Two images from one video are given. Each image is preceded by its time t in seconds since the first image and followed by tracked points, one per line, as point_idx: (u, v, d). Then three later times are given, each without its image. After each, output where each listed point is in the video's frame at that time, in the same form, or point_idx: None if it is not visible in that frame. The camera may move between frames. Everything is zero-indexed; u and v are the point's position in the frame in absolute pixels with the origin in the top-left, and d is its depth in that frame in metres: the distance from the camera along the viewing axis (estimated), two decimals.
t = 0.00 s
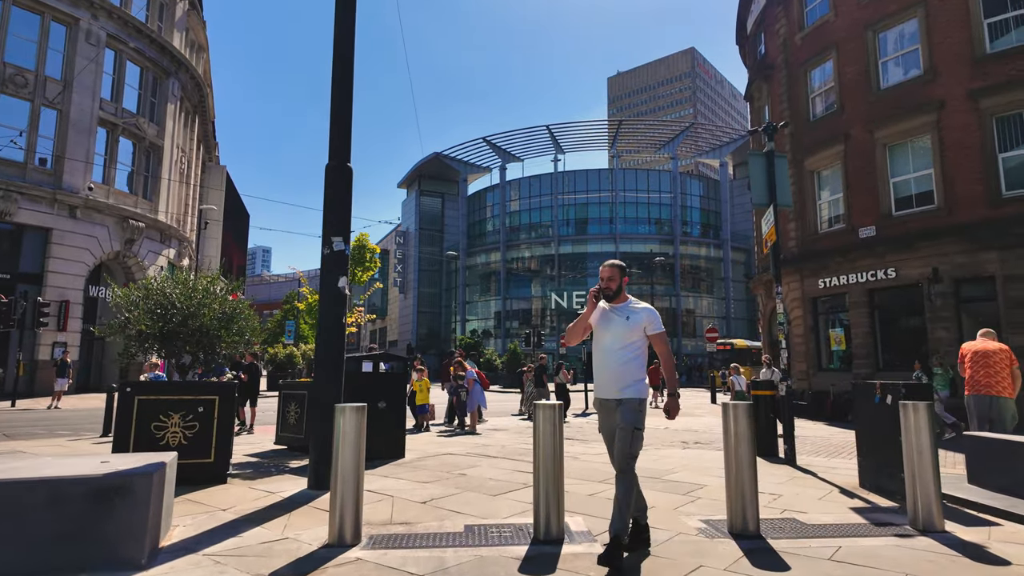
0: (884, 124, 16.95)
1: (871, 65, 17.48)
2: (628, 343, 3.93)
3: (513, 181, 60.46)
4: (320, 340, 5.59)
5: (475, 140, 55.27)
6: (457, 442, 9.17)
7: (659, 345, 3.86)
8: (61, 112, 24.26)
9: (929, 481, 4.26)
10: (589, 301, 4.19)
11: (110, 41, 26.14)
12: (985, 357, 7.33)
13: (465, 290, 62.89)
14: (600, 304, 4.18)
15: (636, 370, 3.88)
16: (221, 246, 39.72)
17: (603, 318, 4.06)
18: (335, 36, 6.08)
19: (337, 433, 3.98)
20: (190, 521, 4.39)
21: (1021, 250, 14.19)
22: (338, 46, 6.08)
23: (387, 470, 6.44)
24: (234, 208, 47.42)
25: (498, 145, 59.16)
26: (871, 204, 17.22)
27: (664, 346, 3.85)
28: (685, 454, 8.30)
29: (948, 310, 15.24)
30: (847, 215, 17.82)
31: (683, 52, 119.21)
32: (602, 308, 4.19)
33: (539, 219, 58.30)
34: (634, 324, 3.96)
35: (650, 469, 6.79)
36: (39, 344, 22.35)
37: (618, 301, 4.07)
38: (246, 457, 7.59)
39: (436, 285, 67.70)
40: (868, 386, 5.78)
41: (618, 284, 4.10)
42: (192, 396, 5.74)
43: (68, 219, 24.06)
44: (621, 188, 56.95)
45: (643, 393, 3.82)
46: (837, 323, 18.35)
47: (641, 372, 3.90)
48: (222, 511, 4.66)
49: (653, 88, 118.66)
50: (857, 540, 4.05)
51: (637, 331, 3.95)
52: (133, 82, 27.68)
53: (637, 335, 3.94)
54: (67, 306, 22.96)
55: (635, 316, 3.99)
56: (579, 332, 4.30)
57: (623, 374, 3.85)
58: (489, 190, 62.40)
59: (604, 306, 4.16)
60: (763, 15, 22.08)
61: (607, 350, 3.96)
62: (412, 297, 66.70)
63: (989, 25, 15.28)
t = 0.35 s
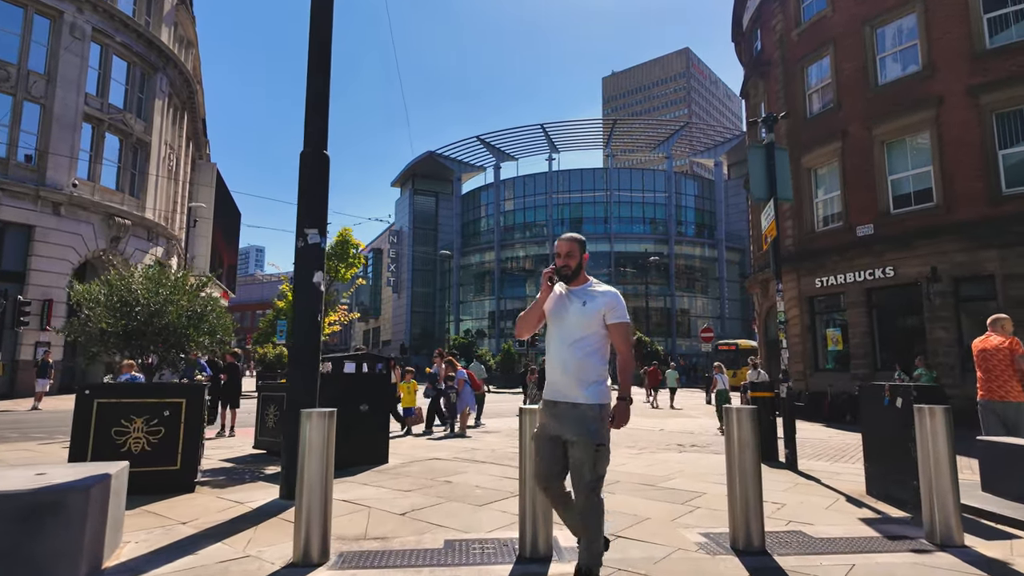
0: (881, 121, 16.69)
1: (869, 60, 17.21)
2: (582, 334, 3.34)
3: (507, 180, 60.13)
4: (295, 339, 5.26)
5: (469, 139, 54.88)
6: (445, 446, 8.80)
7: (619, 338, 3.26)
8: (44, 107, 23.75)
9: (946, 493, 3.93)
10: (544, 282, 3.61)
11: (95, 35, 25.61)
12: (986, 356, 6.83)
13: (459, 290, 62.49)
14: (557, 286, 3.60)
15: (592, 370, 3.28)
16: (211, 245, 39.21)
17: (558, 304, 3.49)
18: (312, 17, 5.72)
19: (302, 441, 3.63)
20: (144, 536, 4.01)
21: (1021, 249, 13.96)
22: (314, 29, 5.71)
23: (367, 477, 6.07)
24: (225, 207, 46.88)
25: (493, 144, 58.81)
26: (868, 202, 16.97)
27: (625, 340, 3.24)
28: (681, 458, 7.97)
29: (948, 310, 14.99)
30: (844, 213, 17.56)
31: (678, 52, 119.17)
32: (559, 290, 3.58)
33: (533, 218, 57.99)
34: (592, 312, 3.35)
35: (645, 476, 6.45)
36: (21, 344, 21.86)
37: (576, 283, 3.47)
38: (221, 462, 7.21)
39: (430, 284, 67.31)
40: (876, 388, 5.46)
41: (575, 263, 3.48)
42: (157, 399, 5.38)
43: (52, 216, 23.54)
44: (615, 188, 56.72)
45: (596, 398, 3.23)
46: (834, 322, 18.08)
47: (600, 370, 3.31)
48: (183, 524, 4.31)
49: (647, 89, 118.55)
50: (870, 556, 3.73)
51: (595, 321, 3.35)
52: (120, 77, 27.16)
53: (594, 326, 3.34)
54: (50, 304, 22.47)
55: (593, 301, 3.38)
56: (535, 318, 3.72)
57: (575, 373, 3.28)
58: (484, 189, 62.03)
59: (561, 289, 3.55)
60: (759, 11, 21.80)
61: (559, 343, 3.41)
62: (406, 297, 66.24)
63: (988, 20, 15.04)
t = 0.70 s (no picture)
0: (879, 116, 16.42)
1: (867, 55, 16.94)
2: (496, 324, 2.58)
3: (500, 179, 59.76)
4: (264, 337, 4.88)
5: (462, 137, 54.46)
6: (430, 450, 8.41)
7: (541, 327, 2.44)
8: (25, 100, 23.15)
9: (970, 504, 3.61)
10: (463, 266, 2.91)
11: (78, 27, 25.03)
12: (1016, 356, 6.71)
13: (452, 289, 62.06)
14: (481, 271, 2.87)
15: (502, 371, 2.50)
16: (199, 242, 38.64)
17: (474, 291, 2.74)
18: None
19: (261, 448, 3.26)
20: (86, 554, 3.60)
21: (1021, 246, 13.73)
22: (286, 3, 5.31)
23: (343, 484, 5.69)
24: (214, 204, 46.25)
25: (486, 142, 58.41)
26: (865, 199, 16.70)
27: (547, 329, 2.43)
28: (677, 462, 7.62)
29: (947, 309, 14.74)
30: (841, 211, 17.28)
31: (672, 52, 119.07)
32: (480, 275, 2.83)
33: (527, 217, 57.64)
34: (511, 295, 2.58)
35: (640, 481, 6.11)
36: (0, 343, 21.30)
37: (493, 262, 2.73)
38: (191, 468, 6.81)
39: (423, 283, 66.90)
40: (886, 389, 5.13)
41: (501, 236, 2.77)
42: (115, 401, 4.98)
43: (34, 212, 22.96)
44: (609, 187, 56.49)
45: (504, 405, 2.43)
46: (830, 321, 17.80)
47: (517, 374, 2.50)
48: (135, 539, 3.92)
49: (641, 88, 118.49)
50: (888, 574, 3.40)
51: (514, 307, 2.56)
52: (104, 71, 26.58)
53: (514, 314, 2.55)
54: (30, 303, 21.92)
55: (512, 283, 2.61)
56: (455, 313, 2.97)
57: (486, 377, 2.49)
58: (477, 187, 61.58)
59: (481, 272, 2.81)
60: (754, 6, 21.52)
61: (473, 338, 2.65)
62: (398, 296, 65.73)
63: (988, 14, 14.81)
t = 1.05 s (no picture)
0: (867, 114, 16.31)
1: (854, 53, 16.83)
2: (359, 292, 2.12)
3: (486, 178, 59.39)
4: (219, 330, 4.50)
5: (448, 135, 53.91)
6: (406, 452, 8.04)
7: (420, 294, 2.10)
8: None
9: (981, 514, 3.33)
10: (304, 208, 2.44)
11: (50, 16, 24.28)
12: None
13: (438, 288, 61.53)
14: (330, 217, 2.43)
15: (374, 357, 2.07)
16: (178, 239, 37.82)
17: (328, 251, 2.28)
18: None
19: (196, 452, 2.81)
20: (5, 573, 3.20)
21: (1008, 245, 13.66)
22: None
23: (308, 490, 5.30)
24: (194, 200, 45.35)
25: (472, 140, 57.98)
26: (852, 197, 16.58)
27: (431, 300, 2.11)
28: (663, 464, 7.32)
29: (934, 308, 14.64)
30: (828, 209, 17.15)
31: (658, 53, 119.29)
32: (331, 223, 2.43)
33: (513, 217, 57.33)
34: (374, 250, 2.15)
35: (625, 485, 5.80)
36: None
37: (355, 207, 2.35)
38: (149, 472, 6.38)
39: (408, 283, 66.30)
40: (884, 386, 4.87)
41: (353, 169, 2.33)
42: (57, 399, 4.58)
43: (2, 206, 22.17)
44: (596, 187, 56.37)
45: (384, 403, 2.04)
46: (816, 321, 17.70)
47: (387, 348, 2.11)
48: (64, 555, 3.52)
49: (627, 90, 118.68)
50: None
51: (382, 265, 2.14)
52: (77, 62, 25.82)
53: (380, 280, 2.13)
54: None
55: (378, 237, 2.18)
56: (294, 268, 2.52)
57: (349, 359, 2.06)
58: (463, 186, 61.12)
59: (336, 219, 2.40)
60: (741, 4, 21.36)
61: (327, 305, 2.17)
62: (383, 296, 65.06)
63: (975, 12, 14.73)
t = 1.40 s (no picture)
0: (860, 112, 16.10)
1: (846, 50, 16.62)
2: (35, 272, 1.60)
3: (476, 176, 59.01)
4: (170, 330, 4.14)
5: (437, 133, 53.44)
6: (385, 459, 7.63)
7: (122, 259, 1.59)
8: None
9: (1009, 533, 2.99)
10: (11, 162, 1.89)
11: (26, 7, 23.61)
12: None
13: (427, 287, 61.04)
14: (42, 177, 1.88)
15: (41, 368, 1.51)
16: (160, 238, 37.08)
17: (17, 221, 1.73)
18: None
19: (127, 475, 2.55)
20: None
21: (1002, 245, 13.47)
22: None
23: (271, 504, 4.92)
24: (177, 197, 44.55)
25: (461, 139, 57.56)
26: (844, 196, 16.37)
27: (135, 271, 1.58)
28: (654, 471, 6.98)
29: (927, 308, 14.45)
30: (819, 208, 16.93)
31: (647, 53, 119.25)
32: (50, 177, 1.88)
33: (503, 216, 57.00)
34: (58, 208, 1.62)
35: (616, 495, 5.46)
36: None
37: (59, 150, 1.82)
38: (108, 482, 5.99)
39: (396, 282, 65.70)
40: (892, 391, 4.58)
41: (31, 95, 1.78)
42: None
43: None
44: (586, 186, 56.17)
45: (72, 422, 1.51)
46: (807, 321, 17.51)
47: (83, 336, 1.58)
48: None
49: (617, 90, 118.63)
50: None
51: (71, 223, 1.62)
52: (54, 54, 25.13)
53: (70, 247, 1.61)
54: None
55: (60, 188, 1.65)
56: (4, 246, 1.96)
57: (17, 359, 1.52)
58: (453, 185, 60.66)
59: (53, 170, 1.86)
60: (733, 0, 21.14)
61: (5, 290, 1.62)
62: (371, 295, 64.41)
63: (969, 8, 14.55)
